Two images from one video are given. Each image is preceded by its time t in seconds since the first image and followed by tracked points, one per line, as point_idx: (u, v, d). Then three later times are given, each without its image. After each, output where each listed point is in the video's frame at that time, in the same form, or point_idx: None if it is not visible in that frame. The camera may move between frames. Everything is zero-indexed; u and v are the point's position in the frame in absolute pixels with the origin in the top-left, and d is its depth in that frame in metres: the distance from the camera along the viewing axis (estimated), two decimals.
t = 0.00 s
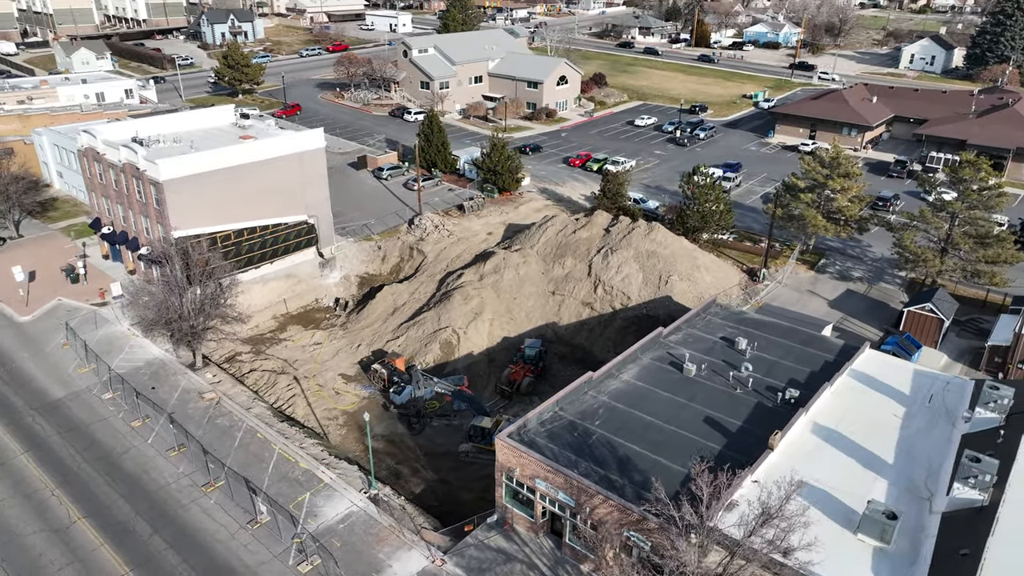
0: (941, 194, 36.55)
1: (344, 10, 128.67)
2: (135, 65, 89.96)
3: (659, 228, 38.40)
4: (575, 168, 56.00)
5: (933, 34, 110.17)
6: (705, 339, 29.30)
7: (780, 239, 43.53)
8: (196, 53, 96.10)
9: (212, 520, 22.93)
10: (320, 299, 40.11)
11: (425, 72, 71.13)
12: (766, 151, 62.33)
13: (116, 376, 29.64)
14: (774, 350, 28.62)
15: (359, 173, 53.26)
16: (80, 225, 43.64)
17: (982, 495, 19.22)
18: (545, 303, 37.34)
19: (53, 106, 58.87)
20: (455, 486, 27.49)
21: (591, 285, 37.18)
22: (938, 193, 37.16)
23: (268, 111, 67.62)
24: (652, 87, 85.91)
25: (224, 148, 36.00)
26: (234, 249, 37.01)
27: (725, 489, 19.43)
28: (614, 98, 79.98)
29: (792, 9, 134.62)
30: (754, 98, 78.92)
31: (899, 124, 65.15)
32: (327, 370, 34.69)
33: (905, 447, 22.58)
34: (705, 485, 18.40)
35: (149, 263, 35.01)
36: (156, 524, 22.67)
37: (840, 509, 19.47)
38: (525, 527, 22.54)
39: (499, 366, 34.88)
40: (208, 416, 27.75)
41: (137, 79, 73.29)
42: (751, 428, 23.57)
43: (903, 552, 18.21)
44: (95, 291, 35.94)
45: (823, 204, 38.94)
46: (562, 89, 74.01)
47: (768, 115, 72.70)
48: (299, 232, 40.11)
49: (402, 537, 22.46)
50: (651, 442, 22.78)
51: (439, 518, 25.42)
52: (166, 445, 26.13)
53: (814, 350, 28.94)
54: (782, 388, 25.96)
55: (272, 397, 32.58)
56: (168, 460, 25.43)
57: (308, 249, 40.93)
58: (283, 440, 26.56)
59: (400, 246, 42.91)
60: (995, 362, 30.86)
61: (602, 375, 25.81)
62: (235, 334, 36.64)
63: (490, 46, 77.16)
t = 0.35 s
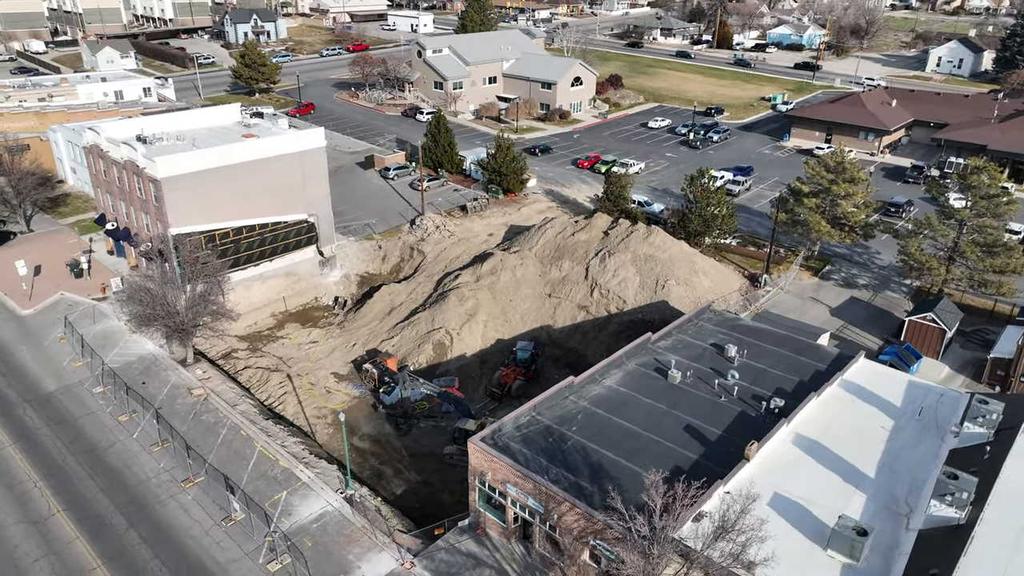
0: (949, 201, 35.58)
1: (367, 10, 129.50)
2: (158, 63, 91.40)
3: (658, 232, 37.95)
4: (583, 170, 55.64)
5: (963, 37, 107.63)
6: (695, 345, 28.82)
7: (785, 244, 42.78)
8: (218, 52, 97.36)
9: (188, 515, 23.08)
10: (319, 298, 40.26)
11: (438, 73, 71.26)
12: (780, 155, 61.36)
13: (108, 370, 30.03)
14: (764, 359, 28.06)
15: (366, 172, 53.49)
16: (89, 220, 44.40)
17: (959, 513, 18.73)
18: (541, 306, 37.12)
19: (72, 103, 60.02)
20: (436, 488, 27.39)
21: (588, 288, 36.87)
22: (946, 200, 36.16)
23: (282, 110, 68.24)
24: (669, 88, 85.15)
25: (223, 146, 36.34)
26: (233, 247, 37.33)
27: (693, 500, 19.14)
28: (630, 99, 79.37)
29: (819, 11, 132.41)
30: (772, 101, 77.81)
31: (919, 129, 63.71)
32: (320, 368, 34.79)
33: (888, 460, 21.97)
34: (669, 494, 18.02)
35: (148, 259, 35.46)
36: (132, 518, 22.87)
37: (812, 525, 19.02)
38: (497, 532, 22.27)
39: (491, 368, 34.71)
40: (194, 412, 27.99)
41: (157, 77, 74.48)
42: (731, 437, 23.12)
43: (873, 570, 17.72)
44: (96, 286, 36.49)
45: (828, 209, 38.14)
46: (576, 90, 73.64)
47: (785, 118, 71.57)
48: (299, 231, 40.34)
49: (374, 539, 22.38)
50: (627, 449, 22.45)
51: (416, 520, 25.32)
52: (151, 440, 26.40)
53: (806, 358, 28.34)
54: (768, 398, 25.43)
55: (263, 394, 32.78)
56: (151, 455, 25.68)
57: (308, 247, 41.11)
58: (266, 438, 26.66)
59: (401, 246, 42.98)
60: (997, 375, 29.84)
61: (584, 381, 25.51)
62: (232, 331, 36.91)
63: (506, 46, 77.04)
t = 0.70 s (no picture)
0: (963, 209, 34.49)
1: (395, 10, 130.33)
2: (187, 62, 93.03)
3: (662, 236, 37.45)
4: (596, 172, 55.19)
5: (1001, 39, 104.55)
6: (688, 352, 28.33)
7: (796, 250, 41.89)
8: (246, 51, 98.78)
9: (169, 510, 23.33)
10: (323, 296, 40.48)
11: (457, 73, 71.34)
12: (800, 159, 60.19)
13: (107, 363, 30.56)
14: (759, 368, 27.44)
15: (378, 172, 53.74)
16: (104, 216, 45.32)
17: (937, 534, 18.05)
18: (541, 309, 36.87)
19: (96, 101, 61.36)
20: (422, 489, 27.31)
21: (588, 291, 36.52)
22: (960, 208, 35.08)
23: (301, 109, 68.93)
24: (692, 90, 84.17)
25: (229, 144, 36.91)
26: (237, 244, 37.76)
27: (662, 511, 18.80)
28: (651, 101, 78.60)
29: (853, 13, 129.78)
30: (797, 104, 76.43)
31: (946, 134, 62.02)
32: (318, 366, 34.96)
33: (875, 476, 21.32)
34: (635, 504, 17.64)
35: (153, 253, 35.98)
36: (115, 510, 23.21)
37: (786, 540, 18.52)
38: (473, 536, 22.05)
39: (487, 370, 34.56)
40: (186, 407, 28.33)
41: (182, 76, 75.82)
42: (714, 448, 22.63)
43: None
44: (104, 280, 37.17)
45: (838, 215, 37.24)
46: (596, 92, 73.16)
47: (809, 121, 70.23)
48: (305, 229, 40.62)
49: (350, 539, 22.37)
50: (605, 456, 22.11)
51: (398, 521, 25.26)
52: (141, 434, 26.77)
53: (803, 368, 27.66)
54: (757, 408, 24.87)
55: (259, 390, 33.05)
56: (139, 449, 26.05)
57: (313, 245, 41.32)
58: (253, 434, 26.84)
59: (407, 246, 43.07)
60: (1005, 391, 28.77)
61: (569, 386, 25.21)
62: (235, 327, 37.28)
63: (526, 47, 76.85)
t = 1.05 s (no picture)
0: (977, 218, 33.38)
1: (424, 11, 131.11)
2: (216, 60, 94.64)
3: (666, 240, 36.92)
4: (610, 175, 54.73)
5: None
6: (681, 359, 27.87)
7: (806, 256, 40.98)
8: (274, 50, 100.15)
9: (153, 502, 23.62)
10: (329, 294, 40.69)
11: (477, 73, 71.35)
12: (821, 164, 58.97)
13: (108, 356, 31.12)
14: (752, 376, 26.85)
15: (391, 171, 53.99)
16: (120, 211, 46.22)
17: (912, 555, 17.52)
18: (542, 311, 36.67)
19: (122, 98, 62.71)
20: (407, 490, 27.25)
21: (589, 295, 36.17)
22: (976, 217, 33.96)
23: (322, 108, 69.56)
24: (717, 93, 83.06)
25: (236, 142, 37.44)
26: (242, 241, 38.20)
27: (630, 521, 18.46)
28: (673, 103, 77.73)
29: (889, 15, 126.98)
30: (822, 107, 74.91)
31: (975, 139, 60.27)
32: (317, 364, 35.16)
33: (859, 492, 20.69)
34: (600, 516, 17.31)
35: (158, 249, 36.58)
36: (100, 501, 23.57)
37: (757, 556, 18.07)
38: (448, 539, 21.89)
39: (484, 372, 34.43)
40: (180, 401, 28.69)
41: (208, 74, 77.13)
42: (696, 457, 22.20)
43: None
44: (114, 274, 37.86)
45: (848, 222, 36.32)
46: (616, 93, 72.63)
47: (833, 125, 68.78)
48: (311, 227, 40.86)
49: (326, 538, 22.38)
50: (583, 462, 21.82)
51: (381, 522, 25.22)
52: (134, 427, 27.17)
53: (798, 378, 26.99)
54: (746, 417, 24.32)
55: (257, 386, 33.35)
56: (130, 441, 26.44)
57: (320, 243, 41.20)
58: (242, 430, 27.05)
59: (413, 245, 43.14)
60: (1013, 407, 27.70)
61: (554, 390, 24.95)
62: (240, 323, 37.66)
63: (547, 47, 76.60)
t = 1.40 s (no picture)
0: (988, 227, 32.31)
1: (449, 11, 131.57)
2: (241, 59, 96.03)
3: (667, 244, 36.39)
4: (622, 177, 54.23)
5: None
6: (671, 366, 27.42)
7: (814, 263, 40.13)
8: (299, 49, 101.25)
9: (135, 496, 23.92)
10: (332, 292, 40.85)
11: (493, 74, 71.28)
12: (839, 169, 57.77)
13: (107, 350, 31.61)
14: (742, 386, 26.30)
15: (401, 171, 54.15)
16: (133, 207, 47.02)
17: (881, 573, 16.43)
18: (540, 314, 36.45)
19: (143, 96, 63.84)
20: (392, 491, 27.19)
21: (587, 298, 35.86)
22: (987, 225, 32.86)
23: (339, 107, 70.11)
24: (738, 95, 81.92)
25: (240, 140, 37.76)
26: (245, 239, 38.71)
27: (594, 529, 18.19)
28: (692, 105, 76.81)
29: (922, 17, 124.16)
30: (846, 111, 73.42)
31: (1001, 145, 58.55)
32: (314, 362, 35.35)
33: (839, 507, 20.13)
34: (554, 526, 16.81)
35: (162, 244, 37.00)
36: (84, 493, 23.93)
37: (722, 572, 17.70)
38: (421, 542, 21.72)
39: (479, 374, 34.28)
40: (172, 395, 29.02)
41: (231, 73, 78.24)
42: (674, 467, 21.77)
43: None
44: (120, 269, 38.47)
45: (855, 228, 35.40)
46: (634, 95, 72.06)
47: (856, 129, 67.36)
48: (315, 226, 41.13)
49: (301, 537, 22.40)
50: (557, 468, 21.56)
51: (362, 521, 25.21)
52: (124, 421, 27.54)
53: (790, 388, 26.37)
54: (730, 427, 23.82)
55: (253, 383, 33.60)
56: (120, 435, 26.80)
57: (323, 242, 41.90)
58: (230, 425, 27.28)
59: (417, 246, 43.21)
60: (1016, 424, 26.73)
61: (536, 394, 24.70)
62: (242, 320, 38.00)
63: (566, 48, 76.22)
